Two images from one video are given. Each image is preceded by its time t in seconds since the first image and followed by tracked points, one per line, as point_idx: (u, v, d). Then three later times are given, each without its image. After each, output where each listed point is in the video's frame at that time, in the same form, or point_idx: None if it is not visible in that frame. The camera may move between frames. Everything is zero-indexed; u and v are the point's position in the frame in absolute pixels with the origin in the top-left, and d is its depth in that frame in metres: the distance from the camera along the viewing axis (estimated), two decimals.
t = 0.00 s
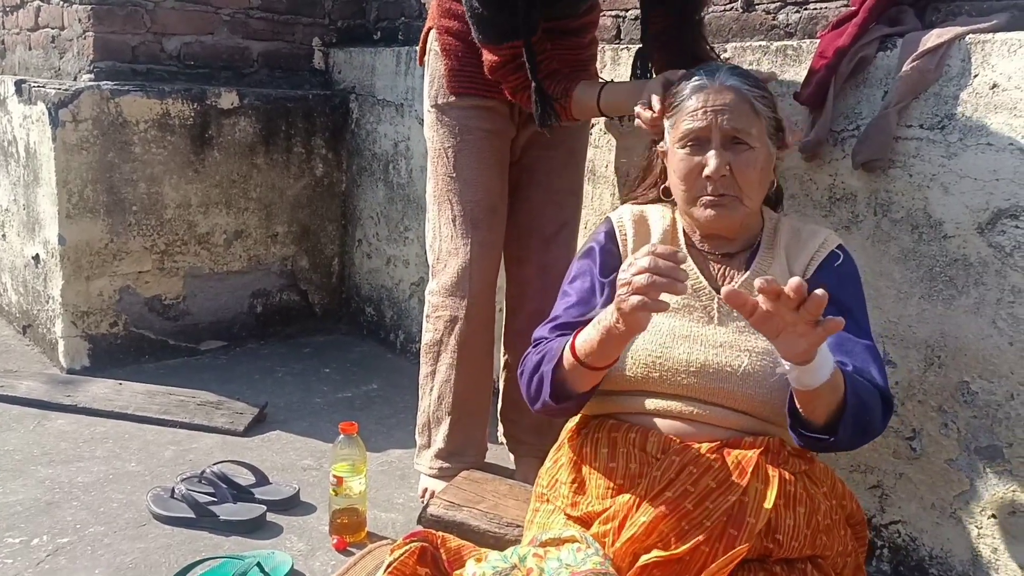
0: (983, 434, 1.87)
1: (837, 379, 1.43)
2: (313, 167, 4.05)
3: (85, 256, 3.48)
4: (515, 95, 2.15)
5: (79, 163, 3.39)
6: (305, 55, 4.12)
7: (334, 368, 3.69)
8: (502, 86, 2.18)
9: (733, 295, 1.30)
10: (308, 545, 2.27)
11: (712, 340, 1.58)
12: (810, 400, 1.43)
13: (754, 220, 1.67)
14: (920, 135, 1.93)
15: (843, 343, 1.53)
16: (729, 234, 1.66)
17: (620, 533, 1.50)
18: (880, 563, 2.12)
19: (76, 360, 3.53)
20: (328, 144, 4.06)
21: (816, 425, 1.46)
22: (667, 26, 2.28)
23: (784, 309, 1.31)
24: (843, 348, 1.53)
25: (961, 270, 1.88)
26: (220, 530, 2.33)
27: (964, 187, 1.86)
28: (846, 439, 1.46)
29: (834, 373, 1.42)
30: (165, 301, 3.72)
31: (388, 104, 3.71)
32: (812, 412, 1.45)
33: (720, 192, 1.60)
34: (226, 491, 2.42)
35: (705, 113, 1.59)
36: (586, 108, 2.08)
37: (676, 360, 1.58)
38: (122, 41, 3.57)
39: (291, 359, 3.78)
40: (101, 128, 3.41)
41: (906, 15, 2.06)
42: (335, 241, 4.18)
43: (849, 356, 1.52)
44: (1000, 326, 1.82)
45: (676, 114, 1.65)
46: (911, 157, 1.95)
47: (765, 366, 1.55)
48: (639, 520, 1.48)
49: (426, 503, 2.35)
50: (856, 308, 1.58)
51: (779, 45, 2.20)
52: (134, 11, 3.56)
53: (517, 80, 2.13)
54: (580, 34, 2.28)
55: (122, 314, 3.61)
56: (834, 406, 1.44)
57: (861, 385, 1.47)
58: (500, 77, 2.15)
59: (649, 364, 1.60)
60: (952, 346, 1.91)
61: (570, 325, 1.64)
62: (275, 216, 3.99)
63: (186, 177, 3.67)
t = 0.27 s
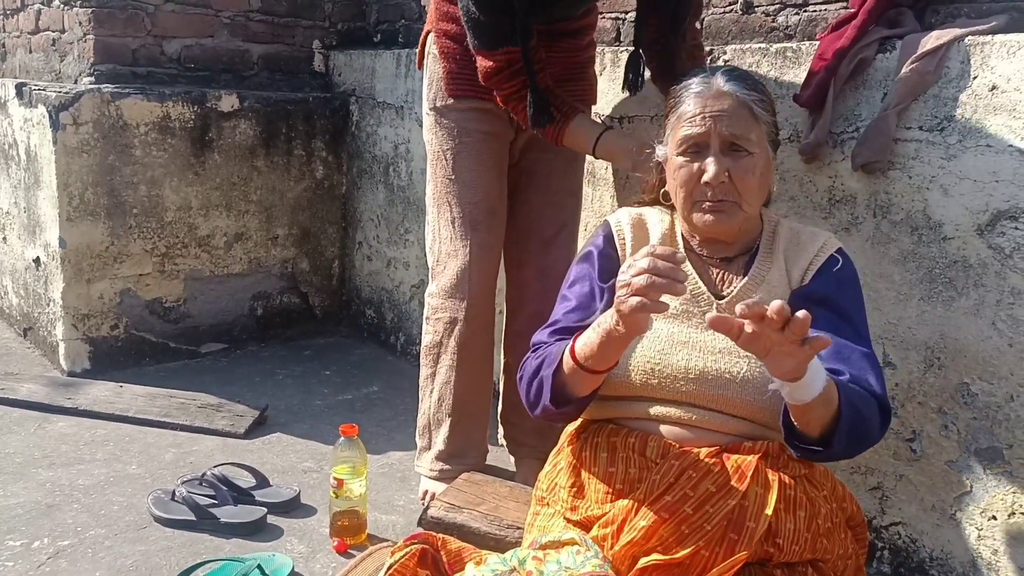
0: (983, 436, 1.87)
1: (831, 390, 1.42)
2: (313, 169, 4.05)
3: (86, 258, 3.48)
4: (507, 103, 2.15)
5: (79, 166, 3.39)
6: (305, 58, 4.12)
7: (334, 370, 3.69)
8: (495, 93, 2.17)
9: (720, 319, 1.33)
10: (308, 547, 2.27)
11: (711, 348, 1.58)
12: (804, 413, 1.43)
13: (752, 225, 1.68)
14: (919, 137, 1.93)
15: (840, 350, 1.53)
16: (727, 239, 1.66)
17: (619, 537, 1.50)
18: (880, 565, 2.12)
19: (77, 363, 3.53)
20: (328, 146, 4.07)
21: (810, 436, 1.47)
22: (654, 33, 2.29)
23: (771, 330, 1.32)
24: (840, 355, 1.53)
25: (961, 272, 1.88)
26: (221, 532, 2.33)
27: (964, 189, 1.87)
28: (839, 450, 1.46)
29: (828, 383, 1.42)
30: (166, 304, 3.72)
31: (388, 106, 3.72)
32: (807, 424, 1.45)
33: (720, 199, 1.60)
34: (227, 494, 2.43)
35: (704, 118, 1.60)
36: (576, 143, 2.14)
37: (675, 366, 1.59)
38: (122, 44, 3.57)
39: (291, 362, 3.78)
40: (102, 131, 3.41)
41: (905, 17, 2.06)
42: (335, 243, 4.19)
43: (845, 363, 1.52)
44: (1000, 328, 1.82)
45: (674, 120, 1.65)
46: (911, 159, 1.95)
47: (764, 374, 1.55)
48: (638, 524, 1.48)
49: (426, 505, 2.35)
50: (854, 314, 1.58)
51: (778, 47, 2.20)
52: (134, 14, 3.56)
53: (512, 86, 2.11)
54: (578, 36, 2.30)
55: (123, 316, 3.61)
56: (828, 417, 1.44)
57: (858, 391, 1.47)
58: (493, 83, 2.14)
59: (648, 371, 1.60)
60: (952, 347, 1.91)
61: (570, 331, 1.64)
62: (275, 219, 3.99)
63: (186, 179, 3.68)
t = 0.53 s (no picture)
0: (986, 434, 1.87)
1: (826, 384, 1.43)
2: (315, 169, 4.05)
3: (88, 258, 3.48)
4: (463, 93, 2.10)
5: (81, 166, 3.39)
6: (307, 58, 4.12)
7: (336, 370, 3.69)
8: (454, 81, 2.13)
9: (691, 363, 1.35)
10: (311, 546, 2.27)
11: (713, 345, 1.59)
12: (803, 414, 1.43)
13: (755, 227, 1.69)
14: (922, 136, 1.93)
15: (841, 339, 1.53)
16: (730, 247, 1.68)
17: (622, 535, 1.49)
18: (883, 564, 2.11)
19: (79, 363, 3.54)
20: (330, 146, 4.07)
21: (814, 434, 1.46)
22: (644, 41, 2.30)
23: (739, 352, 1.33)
24: (840, 344, 1.52)
25: (964, 270, 1.88)
26: (224, 532, 2.33)
27: (967, 187, 1.86)
28: (843, 446, 1.46)
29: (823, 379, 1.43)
30: (168, 304, 3.73)
31: (390, 106, 3.72)
32: (807, 422, 1.44)
33: (725, 212, 1.62)
34: (229, 493, 2.43)
35: (709, 133, 1.58)
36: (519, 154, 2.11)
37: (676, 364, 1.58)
38: (124, 45, 3.58)
39: (294, 361, 3.78)
40: (104, 131, 3.41)
41: (907, 15, 2.05)
42: (337, 243, 4.19)
43: (846, 352, 1.52)
44: (1003, 326, 1.82)
45: (676, 130, 1.63)
46: (913, 157, 1.95)
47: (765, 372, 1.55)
48: (640, 521, 1.48)
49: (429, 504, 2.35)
50: (854, 306, 1.58)
51: (780, 45, 2.20)
52: (136, 14, 3.56)
53: (472, 79, 2.08)
54: (576, 35, 2.31)
55: (125, 316, 3.61)
56: (827, 416, 1.44)
57: (860, 384, 1.47)
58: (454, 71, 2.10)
59: (650, 369, 1.60)
60: (955, 346, 1.91)
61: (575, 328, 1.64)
62: (277, 219, 3.99)
63: (188, 179, 3.68)
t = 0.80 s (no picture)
0: (988, 433, 1.87)
1: (809, 385, 1.43)
2: (317, 167, 4.05)
3: (90, 257, 3.49)
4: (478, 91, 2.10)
5: (83, 165, 3.39)
6: (309, 56, 4.12)
7: (338, 368, 3.69)
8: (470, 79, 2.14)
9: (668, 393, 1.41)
10: (313, 545, 2.28)
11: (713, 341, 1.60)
12: (790, 420, 1.43)
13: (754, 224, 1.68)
14: (924, 134, 1.92)
15: (835, 333, 1.53)
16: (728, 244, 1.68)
17: (625, 532, 1.50)
18: (885, 562, 2.11)
19: (82, 361, 3.54)
20: (332, 144, 4.06)
21: (801, 437, 1.45)
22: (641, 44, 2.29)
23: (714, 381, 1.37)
24: (834, 339, 1.53)
25: (966, 269, 1.88)
26: (226, 530, 2.33)
27: (969, 185, 1.86)
28: (832, 446, 1.45)
29: (806, 384, 1.43)
30: (170, 302, 3.73)
31: (392, 104, 3.71)
32: (798, 427, 1.44)
33: (722, 209, 1.61)
34: (231, 492, 2.43)
35: (708, 130, 1.59)
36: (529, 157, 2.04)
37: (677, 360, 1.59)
38: (126, 43, 3.57)
39: (296, 360, 3.79)
40: (106, 129, 3.41)
41: (909, 13, 2.04)
42: (339, 241, 4.19)
43: (840, 346, 1.52)
44: (1005, 324, 1.82)
45: (675, 127, 1.64)
46: (916, 155, 1.94)
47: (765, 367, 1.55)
48: (643, 517, 1.48)
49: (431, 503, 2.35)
50: (851, 301, 1.58)
51: (782, 44, 2.20)
52: (138, 13, 3.57)
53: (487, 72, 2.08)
54: (574, 34, 2.28)
55: (128, 315, 3.62)
56: (814, 417, 1.44)
57: (851, 382, 1.47)
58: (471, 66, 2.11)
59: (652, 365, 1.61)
60: (957, 344, 1.91)
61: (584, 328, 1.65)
62: (279, 217, 3.99)
63: (190, 178, 3.68)
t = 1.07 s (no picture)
0: (990, 431, 1.87)
1: (815, 380, 1.44)
2: (319, 165, 4.05)
3: (92, 255, 3.49)
4: (484, 95, 2.10)
5: (85, 163, 3.40)
6: (310, 54, 4.12)
7: (340, 366, 3.69)
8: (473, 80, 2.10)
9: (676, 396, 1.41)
10: (315, 543, 2.28)
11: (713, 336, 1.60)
12: (795, 413, 1.44)
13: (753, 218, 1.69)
14: (926, 132, 1.92)
15: (835, 326, 1.54)
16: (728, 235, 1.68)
17: (628, 529, 1.50)
18: (887, 560, 2.11)
19: (83, 360, 3.54)
20: (333, 143, 4.06)
21: (809, 429, 1.46)
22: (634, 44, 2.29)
23: (721, 383, 1.38)
24: (835, 331, 1.53)
25: (968, 266, 1.87)
26: (228, 528, 2.33)
27: (971, 183, 1.86)
28: (838, 437, 1.46)
29: (812, 377, 1.44)
30: (172, 301, 3.73)
31: (394, 102, 3.71)
32: (805, 419, 1.44)
33: (727, 198, 1.61)
34: (233, 490, 2.43)
35: (714, 119, 1.59)
36: (553, 144, 2.13)
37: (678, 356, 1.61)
38: (127, 41, 3.57)
39: (297, 358, 3.79)
40: (108, 128, 3.41)
41: (911, 11, 2.04)
42: (341, 239, 4.19)
43: (841, 338, 1.52)
44: (1007, 322, 1.82)
45: (680, 118, 1.63)
46: (917, 153, 1.94)
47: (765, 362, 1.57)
48: (645, 513, 1.48)
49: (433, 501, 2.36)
50: (851, 295, 1.59)
51: (784, 41, 2.19)
52: (139, 11, 3.56)
53: (495, 74, 2.06)
54: (569, 31, 2.32)
55: (129, 313, 3.62)
56: (819, 409, 1.44)
57: (852, 373, 1.48)
58: (475, 68, 2.07)
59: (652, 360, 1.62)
60: (959, 342, 1.90)
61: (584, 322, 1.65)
62: (280, 215, 3.99)
63: (192, 176, 3.68)
